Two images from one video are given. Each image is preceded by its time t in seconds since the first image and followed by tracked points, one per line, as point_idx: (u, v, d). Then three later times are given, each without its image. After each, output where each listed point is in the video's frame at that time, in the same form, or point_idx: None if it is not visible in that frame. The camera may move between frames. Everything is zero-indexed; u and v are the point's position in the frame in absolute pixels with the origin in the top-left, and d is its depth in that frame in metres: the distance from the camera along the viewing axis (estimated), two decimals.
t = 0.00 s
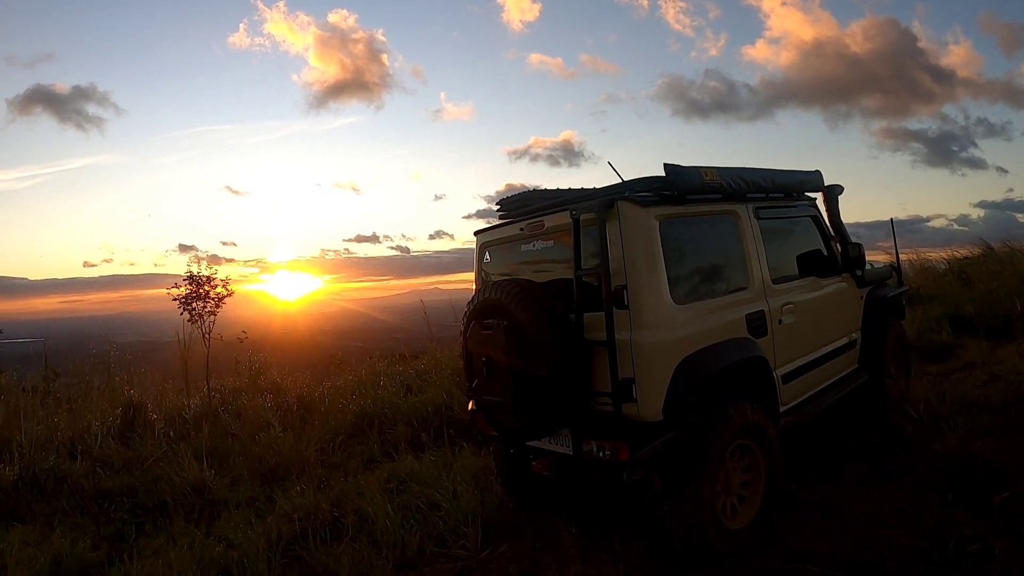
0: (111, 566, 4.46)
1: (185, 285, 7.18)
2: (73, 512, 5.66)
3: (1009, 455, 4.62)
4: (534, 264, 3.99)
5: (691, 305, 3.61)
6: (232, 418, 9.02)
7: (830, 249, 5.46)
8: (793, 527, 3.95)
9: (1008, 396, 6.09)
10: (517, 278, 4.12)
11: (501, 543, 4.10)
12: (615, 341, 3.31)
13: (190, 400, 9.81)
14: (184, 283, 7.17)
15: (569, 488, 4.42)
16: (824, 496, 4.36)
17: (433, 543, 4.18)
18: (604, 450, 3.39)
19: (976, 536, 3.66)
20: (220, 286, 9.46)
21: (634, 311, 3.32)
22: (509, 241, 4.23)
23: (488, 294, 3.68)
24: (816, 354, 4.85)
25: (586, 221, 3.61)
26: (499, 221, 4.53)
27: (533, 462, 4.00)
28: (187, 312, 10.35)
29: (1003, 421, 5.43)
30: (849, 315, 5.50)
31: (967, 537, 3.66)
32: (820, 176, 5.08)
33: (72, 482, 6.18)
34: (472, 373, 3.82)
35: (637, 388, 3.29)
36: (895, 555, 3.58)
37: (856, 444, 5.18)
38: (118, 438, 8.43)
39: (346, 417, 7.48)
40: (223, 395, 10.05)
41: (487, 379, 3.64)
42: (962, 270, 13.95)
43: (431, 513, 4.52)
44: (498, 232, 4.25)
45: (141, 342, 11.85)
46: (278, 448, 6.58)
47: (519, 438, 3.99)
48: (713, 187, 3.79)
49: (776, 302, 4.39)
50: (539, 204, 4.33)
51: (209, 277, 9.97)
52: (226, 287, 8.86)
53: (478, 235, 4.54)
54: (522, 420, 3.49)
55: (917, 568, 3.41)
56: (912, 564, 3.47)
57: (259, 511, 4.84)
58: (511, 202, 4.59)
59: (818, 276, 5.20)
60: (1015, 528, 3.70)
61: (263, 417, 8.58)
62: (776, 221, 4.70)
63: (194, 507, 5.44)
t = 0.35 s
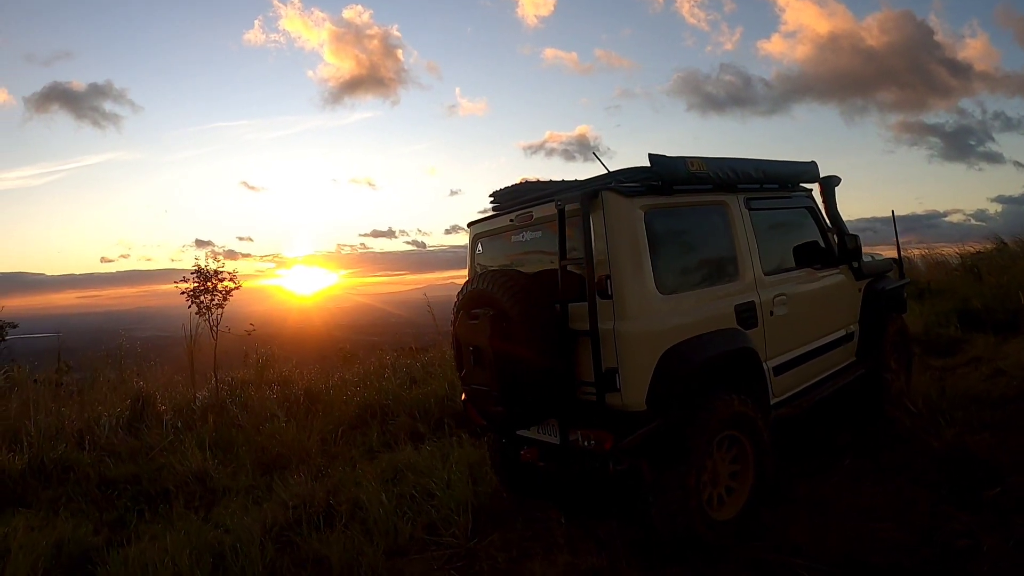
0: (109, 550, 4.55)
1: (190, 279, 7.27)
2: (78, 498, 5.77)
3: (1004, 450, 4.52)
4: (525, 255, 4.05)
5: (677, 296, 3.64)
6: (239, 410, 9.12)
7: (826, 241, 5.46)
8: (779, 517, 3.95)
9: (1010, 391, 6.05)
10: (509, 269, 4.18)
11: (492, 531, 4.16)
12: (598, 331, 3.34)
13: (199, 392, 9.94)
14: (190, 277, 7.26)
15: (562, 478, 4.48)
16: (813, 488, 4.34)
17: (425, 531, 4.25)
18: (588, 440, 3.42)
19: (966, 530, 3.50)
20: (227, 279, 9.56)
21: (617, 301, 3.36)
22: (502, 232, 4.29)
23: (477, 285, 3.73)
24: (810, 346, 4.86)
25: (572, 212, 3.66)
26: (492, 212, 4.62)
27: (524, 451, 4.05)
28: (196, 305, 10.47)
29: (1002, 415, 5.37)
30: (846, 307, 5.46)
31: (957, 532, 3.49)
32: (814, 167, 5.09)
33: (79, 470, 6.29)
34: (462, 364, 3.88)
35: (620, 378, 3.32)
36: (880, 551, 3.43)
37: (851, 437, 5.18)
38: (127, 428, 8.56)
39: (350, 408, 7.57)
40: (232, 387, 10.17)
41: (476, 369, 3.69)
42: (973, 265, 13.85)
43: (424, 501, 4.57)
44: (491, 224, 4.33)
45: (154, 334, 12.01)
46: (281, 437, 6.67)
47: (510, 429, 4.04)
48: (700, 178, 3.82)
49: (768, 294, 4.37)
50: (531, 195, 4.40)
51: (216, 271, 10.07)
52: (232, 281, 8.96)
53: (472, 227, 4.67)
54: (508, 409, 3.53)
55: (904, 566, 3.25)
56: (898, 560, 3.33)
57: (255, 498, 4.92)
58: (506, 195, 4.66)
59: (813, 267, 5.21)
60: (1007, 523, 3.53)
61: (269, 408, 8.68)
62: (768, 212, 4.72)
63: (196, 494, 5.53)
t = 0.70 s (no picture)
0: (117, 534, 4.69)
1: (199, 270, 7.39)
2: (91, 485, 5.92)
3: (1000, 440, 4.47)
4: (517, 246, 4.15)
5: (662, 286, 3.71)
6: (252, 399, 9.27)
7: (823, 230, 5.49)
8: (767, 506, 3.98)
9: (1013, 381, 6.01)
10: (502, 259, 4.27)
11: (486, 519, 4.26)
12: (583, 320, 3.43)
13: (212, 382, 10.11)
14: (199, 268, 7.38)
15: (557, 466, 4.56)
16: (805, 477, 4.36)
17: (421, 518, 4.35)
18: (574, 428, 3.50)
19: (956, 524, 3.39)
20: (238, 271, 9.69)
21: (602, 291, 3.44)
22: (496, 223, 4.38)
23: (467, 276, 3.82)
24: (805, 335, 4.90)
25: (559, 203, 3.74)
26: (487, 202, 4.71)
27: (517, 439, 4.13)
28: (210, 296, 10.63)
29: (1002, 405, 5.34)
30: (843, 297, 5.47)
31: (945, 526, 3.40)
32: (809, 156, 5.12)
33: (93, 458, 6.46)
34: (454, 353, 3.97)
35: (604, 366, 3.42)
36: (865, 542, 3.38)
37: (848, 428, 5.20)
38: (142, 418, 8.74)
39: (358, 397, 7.69)
40: (245, 376, 10.33)
41: (467, 358, 3.78)
42: (989, 254, 13.71)
43: (422, 489, 4.65)
44: (486, 215, 4.42)
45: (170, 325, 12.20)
46: (289, 425, 6.79)
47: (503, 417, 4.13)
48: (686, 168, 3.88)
49: (759, 284, 4.39)
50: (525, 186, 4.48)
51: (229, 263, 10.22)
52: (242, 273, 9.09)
53: (467, 218, 4.78)
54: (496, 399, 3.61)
55: (888, 560, 3.16)
56: (882, 551, 3.27)
57: (259, 485, 5.04)
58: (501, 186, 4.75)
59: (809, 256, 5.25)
60: (1000, 516, 3.39)
61: (280, 397, 8.83)
62: (761, 201, 4.77)
63: (204, 481, 5.67)
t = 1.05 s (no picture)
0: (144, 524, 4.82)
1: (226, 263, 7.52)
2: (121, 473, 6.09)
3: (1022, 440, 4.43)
4: (537, 242, 4.19)
5: (680, 283, 3.73)
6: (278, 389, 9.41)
7: (847, 224, 5.46)
8: (784, 503, 4.00)
9: None
10: (523, 255, 4.32)
11: (505, 511, 4.32)
12: (602, 318, 3.46)
13: (240, 372, 10.28)
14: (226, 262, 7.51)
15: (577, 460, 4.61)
16: (823, 474, 4.36)
17: (442, 509, 4.43)
18: (591, 424, 3.53)
19: (971, 526, 3.39)
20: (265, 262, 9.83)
21: (619, 289, 3.47)
22: (517, 219, 4.43)
23: (487, 272, 3.86)
24: (827, 332, 4.88)
25: (577, 200, 3.77)
26: (508, 198, 4.76)
27: (537, 433, 4.18)
28: (238, 287, 10.79)
29: None
30: (866, 293, 5.44)
31: (959, 528, 3.39)
32: (831, 151, 5.09)
33: (124, 448, 6.62)
34: (475, 348, 4.01)
35: (621, 364, 3.46)
36: (878, 542, 3.39)
37: (869, 425, 5.18)
38: (171, 407, 8.92)
39: (383, 388, 7.78)
40: (273, 366, 10.49)
41: (487, 354, 3.82)
42: (1022, 246, 13.48)
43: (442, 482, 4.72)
44: (507, 211, 4.47)
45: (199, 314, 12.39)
46: (314, 415, 6.90)
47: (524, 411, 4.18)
48: (705, 164, 3.89)
49: (779, 281, 4.38)
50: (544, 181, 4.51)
51: (256, 254, 10.36)
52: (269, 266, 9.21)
53: (489, 213, 4.83)
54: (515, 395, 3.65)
55: (901, 561, 3.18)
56: (895, 551, 3.28)
57: (284, 475, 5.15)
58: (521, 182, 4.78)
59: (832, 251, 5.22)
60: (1015, 520, 3.39)
61: (306, 388, 8.96)
62: (782, 197, 4.76)
63: (231, 470, 5.80)
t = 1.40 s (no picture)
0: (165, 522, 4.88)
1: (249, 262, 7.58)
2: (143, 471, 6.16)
3: None
4: (557, 243, 4.18)
5: (700, 287, 3.71)
6: (300, 387, 9.48)
7: (871, 226, 5.40)
8: (803, 508, 3.97)
9: None
10: (543, 256, 4.32)
11: (523, 513, 4.33)
12: (622, 322, 3.45)
13: (263, 369, 10.36)
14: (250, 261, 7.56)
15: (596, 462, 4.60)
16: (844, 479, 4.33)
17: (460, 510, 4.44)
18: (610, 428, 3.52)
19: (992, 536, 3.35)
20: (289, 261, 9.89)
21: (638, 293, 3.45)
22: (537, 220, 4.42)
23: (507, 274, 3.86)
24: (850, 335, 4.83)
25: (596, 203, 3.76)
26: (529, 200, 4.75)
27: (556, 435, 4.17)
28: (262, 285, 10.87)
29: None
30: (890, 295, 5.37)
31: (980, 538, 3.37)
32: (855, 152, 5.04)
33: (147, 445, 6.70)
34: (493, 350, 4.01)
35: (640, 368, 3.44)
36: (898, 550, 3.36)
37: (891, 429, 5.13)
38: (195, 404, 9.01)
39: (404, 387, 7.81)
40: (295, 364, 10.57)
41: (505, 355, 3.82)
42: None
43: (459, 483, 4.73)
44: (527, 212, 4.46)
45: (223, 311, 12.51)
46: (336, 413, 6.94)
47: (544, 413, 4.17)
48: (725, 166, 3.86)
49: (801, 283, 4.34)
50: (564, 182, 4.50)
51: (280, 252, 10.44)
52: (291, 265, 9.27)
53: (510, 215, 4.83)
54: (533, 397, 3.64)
55: (919, 569, 3.15)
56: (914, 560, 3.25)
57: (304, 474, 5.19)
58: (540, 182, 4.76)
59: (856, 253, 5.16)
60: None
61: (328, 386, 9.02)
62: (804, 198, 4.71)
63: (252, 468, 5.85)
